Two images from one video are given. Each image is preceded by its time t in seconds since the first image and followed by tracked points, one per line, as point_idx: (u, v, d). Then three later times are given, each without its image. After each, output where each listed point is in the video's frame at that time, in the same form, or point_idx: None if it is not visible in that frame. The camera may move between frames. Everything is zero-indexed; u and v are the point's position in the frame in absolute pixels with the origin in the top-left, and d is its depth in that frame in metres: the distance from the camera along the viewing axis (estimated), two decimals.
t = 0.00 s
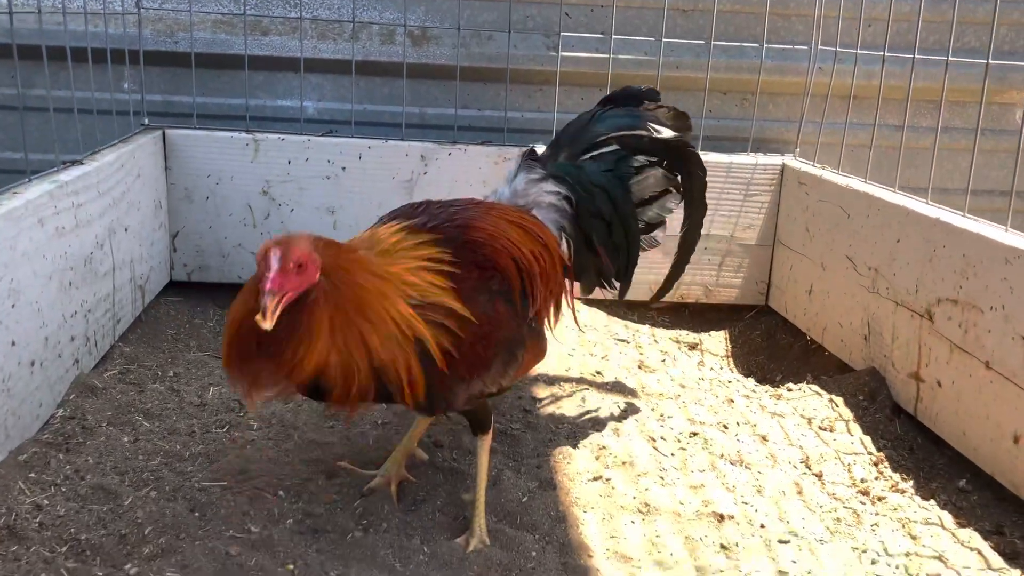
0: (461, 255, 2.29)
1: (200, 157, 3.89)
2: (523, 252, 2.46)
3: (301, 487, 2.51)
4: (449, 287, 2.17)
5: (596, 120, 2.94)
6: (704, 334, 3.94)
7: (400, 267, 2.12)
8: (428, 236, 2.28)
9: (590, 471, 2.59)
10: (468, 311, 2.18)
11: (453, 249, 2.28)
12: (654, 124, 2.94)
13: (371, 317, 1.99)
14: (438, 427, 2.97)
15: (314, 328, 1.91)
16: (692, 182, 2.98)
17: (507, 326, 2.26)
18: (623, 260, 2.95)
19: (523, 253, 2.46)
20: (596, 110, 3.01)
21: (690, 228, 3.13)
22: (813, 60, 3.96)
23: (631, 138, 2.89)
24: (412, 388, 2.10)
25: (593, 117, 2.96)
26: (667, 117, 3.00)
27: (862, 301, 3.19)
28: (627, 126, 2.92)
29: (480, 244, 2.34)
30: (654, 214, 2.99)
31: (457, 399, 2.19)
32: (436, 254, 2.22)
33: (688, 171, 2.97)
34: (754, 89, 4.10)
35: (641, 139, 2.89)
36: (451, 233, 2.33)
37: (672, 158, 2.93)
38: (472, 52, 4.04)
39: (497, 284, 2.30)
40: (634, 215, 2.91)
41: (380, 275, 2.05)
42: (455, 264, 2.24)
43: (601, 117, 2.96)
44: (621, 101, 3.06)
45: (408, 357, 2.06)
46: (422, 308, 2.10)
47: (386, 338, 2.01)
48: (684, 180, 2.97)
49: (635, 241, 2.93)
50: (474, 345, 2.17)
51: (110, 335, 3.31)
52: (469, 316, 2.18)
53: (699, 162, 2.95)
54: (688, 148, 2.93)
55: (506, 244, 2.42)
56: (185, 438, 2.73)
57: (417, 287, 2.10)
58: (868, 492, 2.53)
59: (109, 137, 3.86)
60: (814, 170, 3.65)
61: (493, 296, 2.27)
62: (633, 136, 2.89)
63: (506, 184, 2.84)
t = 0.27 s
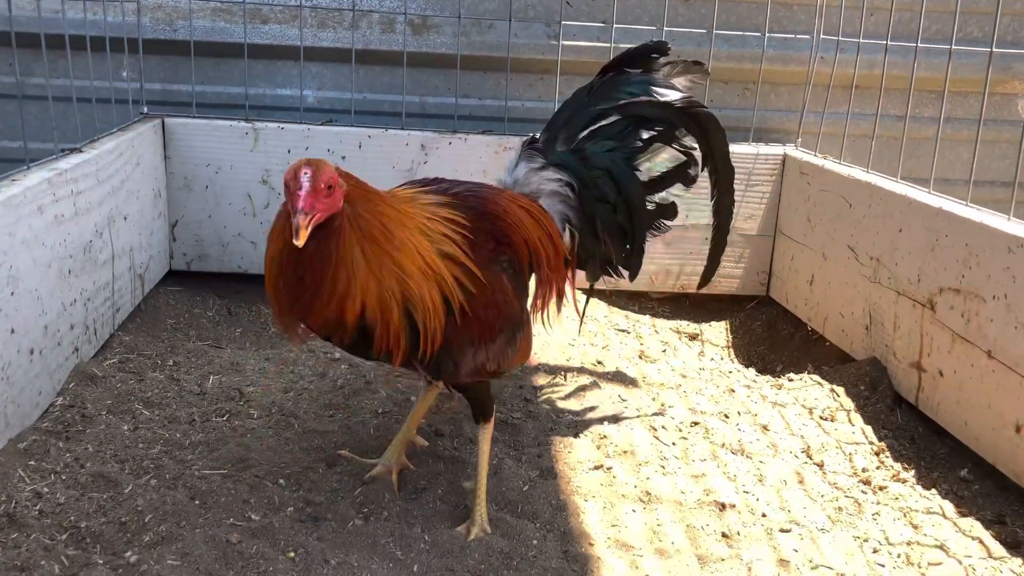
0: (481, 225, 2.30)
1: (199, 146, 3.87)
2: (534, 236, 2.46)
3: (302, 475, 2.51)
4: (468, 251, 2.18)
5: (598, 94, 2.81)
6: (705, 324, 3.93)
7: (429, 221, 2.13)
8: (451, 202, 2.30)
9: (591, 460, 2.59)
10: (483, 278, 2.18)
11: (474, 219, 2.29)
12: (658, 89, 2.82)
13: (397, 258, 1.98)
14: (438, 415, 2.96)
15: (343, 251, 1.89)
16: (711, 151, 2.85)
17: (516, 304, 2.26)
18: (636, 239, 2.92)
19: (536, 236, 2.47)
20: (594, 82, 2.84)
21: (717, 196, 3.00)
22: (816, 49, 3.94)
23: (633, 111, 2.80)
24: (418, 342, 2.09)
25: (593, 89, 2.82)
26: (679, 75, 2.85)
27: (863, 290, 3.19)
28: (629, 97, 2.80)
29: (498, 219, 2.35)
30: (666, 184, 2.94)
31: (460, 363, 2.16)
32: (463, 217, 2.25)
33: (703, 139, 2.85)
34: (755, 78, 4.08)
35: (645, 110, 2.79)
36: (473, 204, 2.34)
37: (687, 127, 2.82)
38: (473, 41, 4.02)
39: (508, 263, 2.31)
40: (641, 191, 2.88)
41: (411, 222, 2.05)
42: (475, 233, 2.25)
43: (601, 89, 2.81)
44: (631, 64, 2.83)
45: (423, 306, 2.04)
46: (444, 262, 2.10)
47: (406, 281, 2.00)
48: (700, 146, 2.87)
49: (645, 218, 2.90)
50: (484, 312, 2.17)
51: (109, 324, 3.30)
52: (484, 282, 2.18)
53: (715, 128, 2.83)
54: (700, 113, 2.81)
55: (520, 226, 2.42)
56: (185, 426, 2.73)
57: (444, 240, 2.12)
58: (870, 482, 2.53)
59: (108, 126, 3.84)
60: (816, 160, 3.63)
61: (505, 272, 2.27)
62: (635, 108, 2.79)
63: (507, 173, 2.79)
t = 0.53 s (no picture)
0: (474, 207, 2.31)
1: (199, 138, 3.87)
2: (531, 223, 2.45)
3: (300, 466, 2.51)
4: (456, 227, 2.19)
5: (596, 93, 2.80)
6: (704, 319, 3.93)
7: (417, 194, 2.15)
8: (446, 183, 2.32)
9: (590, 452, 2.59)
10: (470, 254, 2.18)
11: (468, 201, 2.30)
12: (657, 92, 2.81)
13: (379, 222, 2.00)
14: (437, 407, 2.97)
15: (316, 205, 1.92)
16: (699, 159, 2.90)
17: (501, 283, 2.25)
18: (631, 239, 2.88)
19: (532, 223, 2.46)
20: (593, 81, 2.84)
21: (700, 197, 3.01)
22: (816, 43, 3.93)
23: (632, 111, 2.79)
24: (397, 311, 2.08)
25: (592, 87, 2.82)
26: (676, 79, 2.82)
27: (863, 284, 3.18)
28: (628, 98, 2.78)
29: (493, 203, 2.35)
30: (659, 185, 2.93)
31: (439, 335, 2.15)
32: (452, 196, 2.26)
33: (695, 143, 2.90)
34: (756, 72, 4.07)
35: (644, 110, 2.78)
36: (469, 187, 2.36)
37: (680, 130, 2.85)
38: (473, 34, 4.01)
39: (500, 246, 2.30)
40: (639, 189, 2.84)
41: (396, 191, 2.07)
42: (466, 213, 2.26)
43: (599, 89, 2.80)
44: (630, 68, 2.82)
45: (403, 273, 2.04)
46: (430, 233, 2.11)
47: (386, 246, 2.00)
48: (691, 152, 2.90)
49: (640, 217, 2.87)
50: (468, 287, 2.16)
51: (109, 316, 3.30)
52: (470, 257, 2.18)
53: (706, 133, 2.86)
54: (693, 117, 2.83)
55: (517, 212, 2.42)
56: (184, 417, 2.73)
57: (428, 211, 2.14)
58: (868, 475, 2.53)
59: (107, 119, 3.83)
60: (816, 154, 3.63)
61: (494, 254, 2.26)
62: (634, 108, 2.78)
63: (508, 168, 2.77)
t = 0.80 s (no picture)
0: (458, 195, 2.32)
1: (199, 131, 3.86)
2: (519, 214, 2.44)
3: (299, 457, 2.51)
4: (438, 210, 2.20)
5: (594, 91, 2.83)
6: (704, 314, 3.93)
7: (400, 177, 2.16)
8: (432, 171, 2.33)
9: (589, 445, 2.59)
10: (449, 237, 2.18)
11: (452, 189, 2.32)
12: (656, 94, 2.81)
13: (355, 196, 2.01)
14: (436, 400, 2.97)
15: (293, 176, 1.93)
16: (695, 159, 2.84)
17: (482, 271, 2.23)
18: (626, 236, 2.82)
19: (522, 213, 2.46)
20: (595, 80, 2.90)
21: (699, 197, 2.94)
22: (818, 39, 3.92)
23: (632, 110, 2.78)
24: (371, 289, 2.08)
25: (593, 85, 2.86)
26: (671, 85, 2.85)
27: (863, 280, 3.18)
28: (628, 97, 2.78)
29: (479, 191, 2.36)
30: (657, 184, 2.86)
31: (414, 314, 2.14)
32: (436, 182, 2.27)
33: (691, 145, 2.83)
34: (757, 68, 4.07)
35: (643, 109, 2.77)
36: (456, 177, 2.37)
37: (677, 131, 2.79)
38: (474, 28, 4.00)
39: (482, 234, 2.30)
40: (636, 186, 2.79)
41: (380, 171, 2.08)
42: (449, 200, 2.27)
43: (597, 87, 2.84)
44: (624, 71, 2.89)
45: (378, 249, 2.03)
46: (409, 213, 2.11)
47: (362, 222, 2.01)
48: (688, 153, 2.84)
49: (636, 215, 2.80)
50: (446, 269, 2.15)
51: (108, 307, 3.30)
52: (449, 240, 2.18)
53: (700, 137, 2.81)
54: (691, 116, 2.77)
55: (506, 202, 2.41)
56: (183, 408, 2.73)
57: (410, 195, 2.14)
58: (866, 469, 2.53)
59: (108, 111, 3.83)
60: (817, 150, 3.62)
61: (475, 240, 2.26)
62: (633, 107, 2.78)
63: (505, 158, 2.77)
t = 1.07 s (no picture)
0: (462, 193, 2.33)
1: (205, 129, 3.87)
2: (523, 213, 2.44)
3: (303, 454, 2.52)
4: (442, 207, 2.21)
5: (604, 93, 2.84)
6: (707, 315, 3.93)
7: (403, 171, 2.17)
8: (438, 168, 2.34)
9: (592, 444, 2.60)
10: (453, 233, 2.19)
11: (457, 186, 2.32)
12: (666, 97, 2.82)
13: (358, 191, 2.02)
14: (440, 399, 2.97)
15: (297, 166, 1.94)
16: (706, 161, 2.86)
17: (486, 268, 2.23)
18: (633, 238, 2.81)
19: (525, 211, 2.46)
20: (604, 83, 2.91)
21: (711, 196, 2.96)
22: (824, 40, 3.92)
23: (640, 112, 2.79)
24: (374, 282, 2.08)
25: (603, 87, 2.87)
26: (681, 87, 2.87)
27: (867, 281, 3.18)
28: (637, 100, 2.80)
29: (484, 190, 2.36)
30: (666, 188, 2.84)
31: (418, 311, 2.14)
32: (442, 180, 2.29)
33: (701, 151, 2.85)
34: (762, 69, 4.07)
35: (652, 112, 2.78)
36: (461, 175, 2.38)
37: (687, 136, 2.81)
38: (480, 28, 4.00)
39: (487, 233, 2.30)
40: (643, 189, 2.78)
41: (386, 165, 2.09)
42: (453, 197, 2.28)
43: (608, 89, 2.85)
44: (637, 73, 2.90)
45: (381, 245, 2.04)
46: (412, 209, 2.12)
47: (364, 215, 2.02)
48: (698, 158, 2.85)
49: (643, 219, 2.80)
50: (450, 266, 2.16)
51: (114, 304, 3.31)
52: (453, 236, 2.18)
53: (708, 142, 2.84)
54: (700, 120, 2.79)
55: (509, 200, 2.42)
56: (188, 405, 2.74)
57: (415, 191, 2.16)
58: (869, 470, 2.54)
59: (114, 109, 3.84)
60: (822, 151, 3.62)
61: (480, 238, 2.27)
62: (642, 110, 2.79)
63: (512, 159, 2.80)
